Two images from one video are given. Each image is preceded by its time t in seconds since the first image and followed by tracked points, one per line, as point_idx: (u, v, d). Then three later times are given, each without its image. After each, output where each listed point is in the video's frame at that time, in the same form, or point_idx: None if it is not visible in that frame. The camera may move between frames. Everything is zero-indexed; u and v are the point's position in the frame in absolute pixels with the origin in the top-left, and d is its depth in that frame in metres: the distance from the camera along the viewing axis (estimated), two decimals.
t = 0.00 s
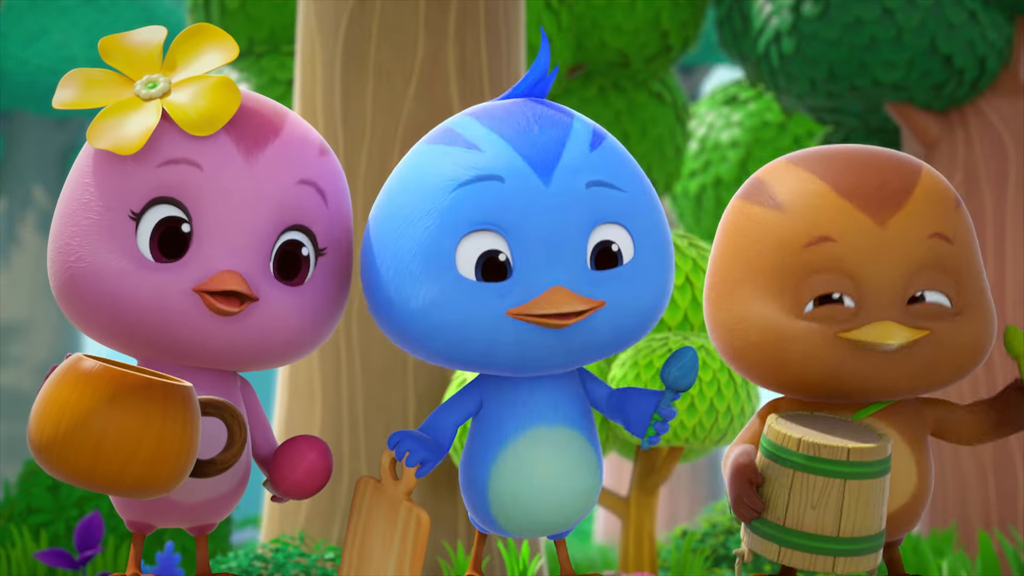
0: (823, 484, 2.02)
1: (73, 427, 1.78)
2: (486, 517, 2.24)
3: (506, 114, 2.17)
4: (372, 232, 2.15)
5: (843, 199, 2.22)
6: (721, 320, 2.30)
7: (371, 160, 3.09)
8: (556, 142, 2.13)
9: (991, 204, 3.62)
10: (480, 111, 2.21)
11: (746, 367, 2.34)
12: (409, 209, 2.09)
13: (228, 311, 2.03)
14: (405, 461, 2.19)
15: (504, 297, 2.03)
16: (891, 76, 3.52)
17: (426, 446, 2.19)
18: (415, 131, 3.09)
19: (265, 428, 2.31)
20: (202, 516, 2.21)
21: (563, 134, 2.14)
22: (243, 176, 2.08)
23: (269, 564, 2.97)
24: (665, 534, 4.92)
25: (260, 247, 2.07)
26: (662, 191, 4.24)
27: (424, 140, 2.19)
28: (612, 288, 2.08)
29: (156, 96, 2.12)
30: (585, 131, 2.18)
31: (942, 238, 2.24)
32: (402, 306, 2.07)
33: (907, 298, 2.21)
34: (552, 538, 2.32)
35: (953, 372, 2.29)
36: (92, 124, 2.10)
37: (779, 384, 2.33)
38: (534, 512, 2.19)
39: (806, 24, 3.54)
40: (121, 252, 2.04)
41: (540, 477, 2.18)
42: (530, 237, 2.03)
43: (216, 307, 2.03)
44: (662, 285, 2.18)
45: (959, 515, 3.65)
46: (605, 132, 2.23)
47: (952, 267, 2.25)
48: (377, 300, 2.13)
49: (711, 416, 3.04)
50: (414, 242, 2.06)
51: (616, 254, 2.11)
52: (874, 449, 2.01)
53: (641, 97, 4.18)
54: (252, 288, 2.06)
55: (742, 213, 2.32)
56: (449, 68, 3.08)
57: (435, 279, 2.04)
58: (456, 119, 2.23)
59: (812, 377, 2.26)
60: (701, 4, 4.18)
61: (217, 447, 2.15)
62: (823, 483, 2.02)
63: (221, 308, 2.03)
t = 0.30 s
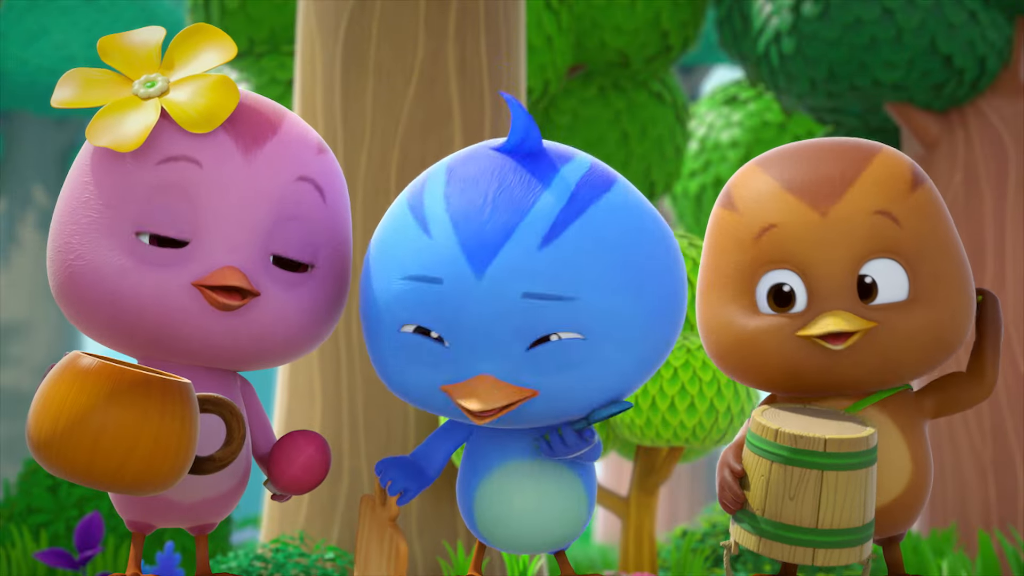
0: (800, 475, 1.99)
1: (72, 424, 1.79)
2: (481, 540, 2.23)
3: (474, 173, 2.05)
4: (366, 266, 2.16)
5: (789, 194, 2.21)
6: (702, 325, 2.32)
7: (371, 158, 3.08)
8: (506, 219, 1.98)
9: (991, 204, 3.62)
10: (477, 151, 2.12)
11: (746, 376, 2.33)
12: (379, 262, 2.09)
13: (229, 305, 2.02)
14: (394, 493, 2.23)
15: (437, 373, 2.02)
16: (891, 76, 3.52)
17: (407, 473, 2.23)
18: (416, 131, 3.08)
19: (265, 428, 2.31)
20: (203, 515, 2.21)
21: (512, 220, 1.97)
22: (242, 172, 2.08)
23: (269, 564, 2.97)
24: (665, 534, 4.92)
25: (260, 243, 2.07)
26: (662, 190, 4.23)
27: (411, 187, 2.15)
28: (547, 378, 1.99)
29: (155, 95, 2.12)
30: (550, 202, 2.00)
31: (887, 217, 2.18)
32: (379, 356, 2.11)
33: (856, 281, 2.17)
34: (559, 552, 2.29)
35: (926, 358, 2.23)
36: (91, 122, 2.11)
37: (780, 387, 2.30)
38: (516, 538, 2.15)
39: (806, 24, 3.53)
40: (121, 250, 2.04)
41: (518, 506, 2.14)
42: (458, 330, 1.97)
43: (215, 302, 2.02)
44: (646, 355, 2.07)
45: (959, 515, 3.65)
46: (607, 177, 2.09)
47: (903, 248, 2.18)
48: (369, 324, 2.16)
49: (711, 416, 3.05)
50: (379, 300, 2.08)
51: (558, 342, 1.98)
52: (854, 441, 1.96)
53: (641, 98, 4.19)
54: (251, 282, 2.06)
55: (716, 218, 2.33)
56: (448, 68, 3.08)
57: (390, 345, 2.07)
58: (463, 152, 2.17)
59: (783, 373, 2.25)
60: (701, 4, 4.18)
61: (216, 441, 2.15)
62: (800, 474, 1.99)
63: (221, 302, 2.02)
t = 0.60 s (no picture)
0: (789, 467, 1.99)
1: (64, 422, 1.77)
2: (471, 526, 2.24)
3: (471, 137, 2.17)
4: (368, 254, 2.19)
5: (780, 180, 2.26)
6: (700, 317, 2.34)
7: (371, 159, 3.08)
8: (499, 166, 2.09)
9: (991, 204, 3.62)
10: (475, 126, 2.23)
11: (745, 368, 2.33)
12: (380, 232, 2.16)
13: (233, 294, 2.00)
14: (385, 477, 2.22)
15: (426, 325, 2.06)
16: (891, 76, 3.52)
17: (398, 457, 2.22)
18: (416, 130, 3.08)
19: (265, 428, 2.31)
20: (203, 515, 2.21)
21: (505, 164, 2.08)
22: (238, 167, 2.08)
23: (269, 564, 2.97)
24: (665, 534, 4.92)
25: (257, 238, 2.07)
26: (662, 190, 4.23)
27: (409, 168, 2.22)
28: (534, 325, 2.02)
29: (150, 95, 2.12)
30: (541, 155, 2.11)
31: (873, 199, 2.20)
32: (378, 327, 2.15)
33: (843, 263, 2.18)
34: (554, 543, 2.30)
35: (918, 346, 2.22)
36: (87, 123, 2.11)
37: (779, 377, 2.31)
38: (505, 523, 2.16)
39: (806, 24, 3.53)
40: (119, 247, 2.03)
41: (506, 493, 2.15)
42: (448, 274, 2.03)
43: (218, 293, 2.01)
44: (634, 323, 2.09)
45: (959, 515, 3.65)
46: (594, 150, 2.20)
47: (891, 230, 2.19)
48: (368, 310, 2.19)
49: (710, 416, 3.04)
50: (379, 265, 2.14)
51: (547, 289, 2.03)
52: (841, 432, 1.96)
53: (641, 97, 4.19)
54: (252, 275, 2.05)
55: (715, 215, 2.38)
56: (448, 68, 3.08)
57: (387, 304, 2.12)
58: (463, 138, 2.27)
59: (776, 360, 2.25)
60: (701, 4, 4.17)
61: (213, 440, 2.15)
62: (789, 467, 1.99)
63: (227, 293, 2.01)
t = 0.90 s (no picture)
0: (787, 463, 2.00)
1: (64, 436, 1.76)
2: (470, 525, 2.24)
3: (469, 136, 2.18)
4: (367, 253, 2.19)
5: (780, 180, 2.26)
6: (699, 315, 2.34)
7: (371, 159, 3.08)
8: (500, 163, 2.10)
9: (991, 204, 3.62)
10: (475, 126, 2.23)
11: (742, 368, 2.33)
12: (379, 232, 2.15)
13: (233, 299, 2.01)
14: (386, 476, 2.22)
15: (429, 324, 2.06)
16: (891, 76, 3.52)
17: (398, 457, 2.23)
18: (416, 130, 3.08)
19: (265, 432, 2.31)
20: (202, 519, 2.21)
21: (505, 160, 2.09)
22: (238, 172, 2.08)
23: (269, 564, 2.97)
24: (665, 534, 4.91)
25: (258, 242, 2.07)
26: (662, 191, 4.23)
27: (409, 167, 2.23)
28: (537, 321, 2.02)
29: (150, 100, 2.12)
30: (541, 151, 2.12)
31: (873, 200, 2.20)
32: (379, 328, 2.14)
33: (843, 261, 2.18)
34: (555, 542, 2.30)
35: (917, 344, 2.22)
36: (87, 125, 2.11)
37: (777, 376, 2.31)
38: (504, 523, 2.16)
39: (806, 24, 3.53)
40: (118, 251, 2.03)
41: (506, 493, 2.15)
42: (450, 271, 2.03)
43: (218, 297, 2.01)
44: (634, 320, 2.09)
45: (959, 515, 3.65)
46: (592, 150, 2.21)
47: (891, 229, 2.20)
48: (367, 311, 2.19)
49: (710, 416, 3.04)
50: (379, 265, 2.13)
51: (541, 287, 2.03)
52: (838, 428, 1.96)
53: (641, 97, 4.19)
54: (252, 279, 2.05)
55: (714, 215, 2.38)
56: (448, 68, 3.08)
57: (387, 303, 2.11)
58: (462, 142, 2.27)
59: (774, 358, 2.25)
60: (701, 4, 4.17)
61: (212, 450, 2.15)
62: (787, 462, 1.99)
63: (227, 297, 2.01)
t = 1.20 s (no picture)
0: (805, 483, 2.00)
1: (82, 455, 1.76)
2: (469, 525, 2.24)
3: (523, 145, 2.12)
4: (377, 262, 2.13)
5: (780, 217, 2.21)
6: (696, 342, 2.34)
7: (371, 158, 3.08)
8: (586, 179, 2.09)
9: (991, 204, 3.62)
10: (491, 143, 2.16)
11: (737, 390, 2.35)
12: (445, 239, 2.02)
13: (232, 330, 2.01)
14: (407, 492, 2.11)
15: (541, 340, 1.98)
16: (891, 76, 3.52)
17: (427, 468, 2.12)
18: (416, 130, 3.08)
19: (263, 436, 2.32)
20: (201, 521, 2.20)
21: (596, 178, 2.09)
22: (241, 200, 2.06)
23: (269, 564, 2.96)
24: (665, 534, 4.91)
25: (259, 269, 2.06)
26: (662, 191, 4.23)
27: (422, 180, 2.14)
28: (630, 334, 2.05)
29: (153, 113, 2.10)
30: (609, 175, 2.15)
31: (882, 244, 2.18)
32: (441, 339, 2.01)
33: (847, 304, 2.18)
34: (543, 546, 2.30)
35: (916, 375, 2.24)
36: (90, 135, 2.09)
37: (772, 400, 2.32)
38: (523, 526, 2.14)
39: (806, 24, 3.53)
40: (121, 272, 2.02)
41: (532, 497, 2.13)
42: (570, 289, 1.99)
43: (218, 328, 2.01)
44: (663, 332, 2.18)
45: (959, 514, 3.65)
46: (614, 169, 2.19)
47: (899, 271, 2.19)
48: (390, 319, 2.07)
49: (710, 415, 3.05)
50: (450, 273, 2.00)
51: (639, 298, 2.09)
52: (855, 449, 1.99)
53: (641, 97, 4.18)
54: (252, 307, 2.05)
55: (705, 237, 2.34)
56: (448, 68, 3.08)
57: (479, 317, 1.98)
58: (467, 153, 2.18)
59: (772, 389, 2.27)
60: (701, 4, 4.17)
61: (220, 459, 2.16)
62: (805, 483, 2.00)
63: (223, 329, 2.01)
